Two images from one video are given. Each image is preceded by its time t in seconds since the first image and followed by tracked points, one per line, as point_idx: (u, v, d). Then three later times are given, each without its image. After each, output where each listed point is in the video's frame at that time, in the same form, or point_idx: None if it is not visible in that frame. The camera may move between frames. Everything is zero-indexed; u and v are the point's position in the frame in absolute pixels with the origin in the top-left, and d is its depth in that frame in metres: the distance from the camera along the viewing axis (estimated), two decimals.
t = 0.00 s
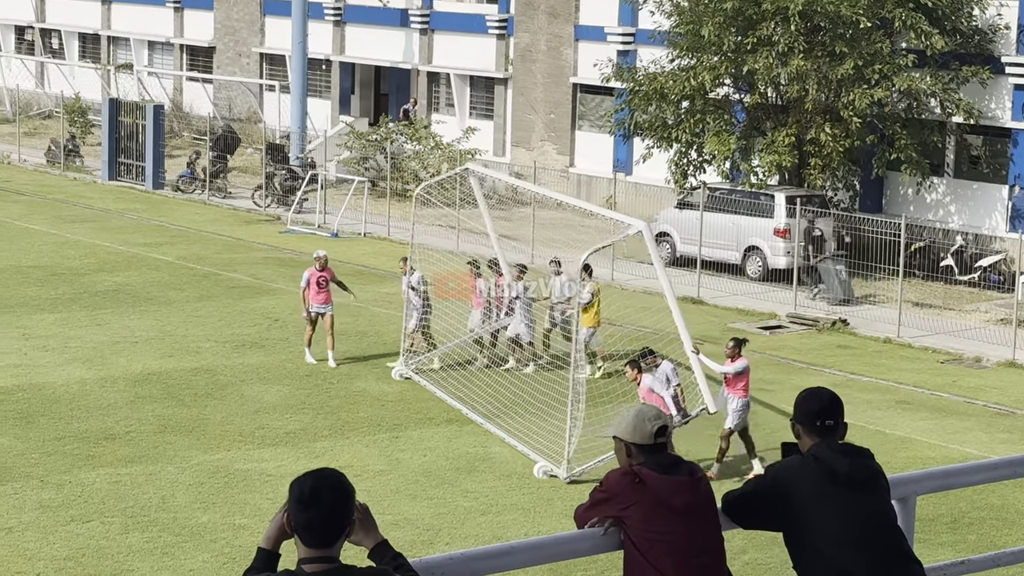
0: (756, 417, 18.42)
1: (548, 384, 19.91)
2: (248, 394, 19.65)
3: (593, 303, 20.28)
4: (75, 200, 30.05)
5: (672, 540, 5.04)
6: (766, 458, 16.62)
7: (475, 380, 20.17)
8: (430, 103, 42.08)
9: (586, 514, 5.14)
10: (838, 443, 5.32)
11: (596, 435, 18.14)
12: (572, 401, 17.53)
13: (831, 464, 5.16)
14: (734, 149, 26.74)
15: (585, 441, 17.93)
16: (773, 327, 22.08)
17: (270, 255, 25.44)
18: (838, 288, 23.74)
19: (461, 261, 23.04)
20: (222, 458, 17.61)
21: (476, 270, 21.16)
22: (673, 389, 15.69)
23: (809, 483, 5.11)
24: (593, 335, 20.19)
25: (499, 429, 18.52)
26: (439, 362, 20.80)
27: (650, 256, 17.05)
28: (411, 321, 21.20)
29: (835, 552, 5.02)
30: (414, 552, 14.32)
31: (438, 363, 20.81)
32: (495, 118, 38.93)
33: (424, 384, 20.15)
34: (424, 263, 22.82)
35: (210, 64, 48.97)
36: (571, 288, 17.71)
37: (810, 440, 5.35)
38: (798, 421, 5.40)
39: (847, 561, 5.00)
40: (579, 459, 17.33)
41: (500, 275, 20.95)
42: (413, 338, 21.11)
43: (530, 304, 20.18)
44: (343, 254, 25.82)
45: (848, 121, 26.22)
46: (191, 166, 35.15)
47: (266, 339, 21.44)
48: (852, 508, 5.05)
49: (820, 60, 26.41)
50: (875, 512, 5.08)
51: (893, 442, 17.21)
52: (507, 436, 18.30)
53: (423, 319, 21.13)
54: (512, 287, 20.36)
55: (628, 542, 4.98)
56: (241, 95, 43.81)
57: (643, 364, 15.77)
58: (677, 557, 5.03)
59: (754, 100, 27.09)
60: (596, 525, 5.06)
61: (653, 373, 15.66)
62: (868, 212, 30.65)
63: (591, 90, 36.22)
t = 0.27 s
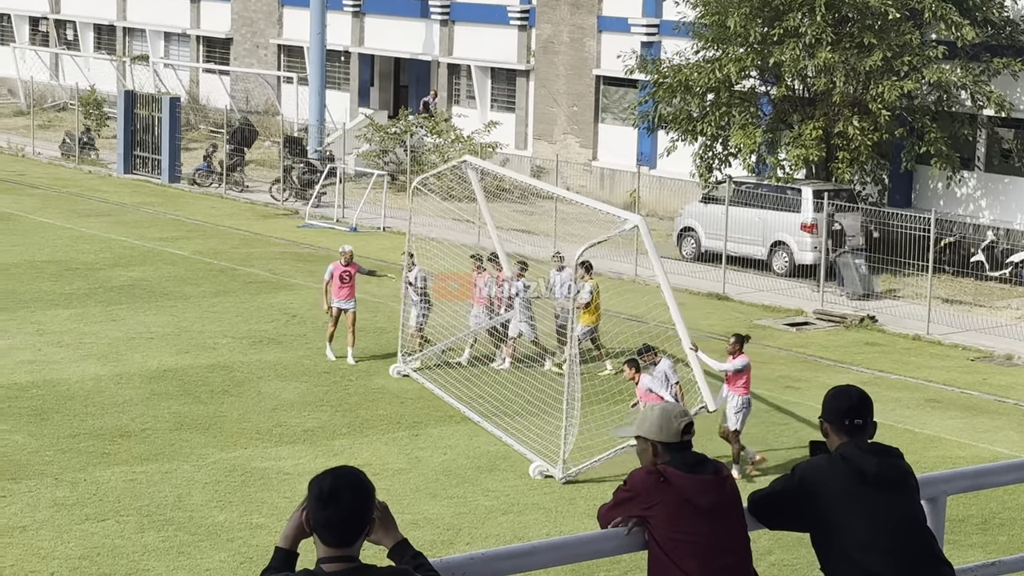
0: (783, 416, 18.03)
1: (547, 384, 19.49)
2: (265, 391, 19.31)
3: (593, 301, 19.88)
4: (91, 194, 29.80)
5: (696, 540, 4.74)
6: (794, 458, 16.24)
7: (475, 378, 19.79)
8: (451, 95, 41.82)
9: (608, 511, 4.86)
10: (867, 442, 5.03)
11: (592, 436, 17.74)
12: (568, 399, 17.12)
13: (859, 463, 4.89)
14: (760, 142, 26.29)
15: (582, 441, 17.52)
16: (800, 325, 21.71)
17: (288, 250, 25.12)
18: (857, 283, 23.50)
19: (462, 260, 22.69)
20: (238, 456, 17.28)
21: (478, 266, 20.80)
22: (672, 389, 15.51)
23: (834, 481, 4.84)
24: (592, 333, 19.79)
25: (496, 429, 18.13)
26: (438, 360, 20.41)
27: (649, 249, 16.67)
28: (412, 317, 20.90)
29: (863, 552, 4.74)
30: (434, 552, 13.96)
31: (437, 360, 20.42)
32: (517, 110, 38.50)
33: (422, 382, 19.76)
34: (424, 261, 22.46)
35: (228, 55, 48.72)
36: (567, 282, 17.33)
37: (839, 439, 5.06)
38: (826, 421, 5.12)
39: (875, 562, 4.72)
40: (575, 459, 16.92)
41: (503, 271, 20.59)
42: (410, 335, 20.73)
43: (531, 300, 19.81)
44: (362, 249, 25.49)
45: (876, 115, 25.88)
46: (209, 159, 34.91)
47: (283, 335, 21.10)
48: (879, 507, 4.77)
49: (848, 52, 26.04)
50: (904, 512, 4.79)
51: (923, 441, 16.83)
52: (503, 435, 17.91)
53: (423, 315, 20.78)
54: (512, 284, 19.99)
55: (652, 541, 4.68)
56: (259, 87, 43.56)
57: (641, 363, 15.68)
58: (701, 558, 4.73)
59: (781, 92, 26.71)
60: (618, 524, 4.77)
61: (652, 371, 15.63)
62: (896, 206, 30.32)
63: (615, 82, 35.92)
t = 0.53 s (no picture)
0: (813, 416, 17.53)
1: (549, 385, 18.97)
2: (282, 389, 18.84)
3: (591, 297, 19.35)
4: (104, 188, 29.30)
5: (726, 542, 4.85)
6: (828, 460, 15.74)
7: (474, 378, 19.28)
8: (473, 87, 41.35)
9: (637, 511, 4.93)
10: (899, 443, 5.17)
11: (591, 436, 17.19)
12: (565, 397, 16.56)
13: (891, 465, 5.04)
14: (790, 134, 25.71)
15: (581, 442, 16.97)
16: (830, 322, 21.19)
17: (306, 244, 24.65)
18: (881, 278, 23.09)
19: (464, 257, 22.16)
20: (254, 456, 16.79)
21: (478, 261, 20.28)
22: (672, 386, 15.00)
23: (866, 484, 4.99)
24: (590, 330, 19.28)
25: (494, 429, 17.58)
26: (437, 359, 19.87)
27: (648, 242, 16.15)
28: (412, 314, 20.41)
29: (894, 556, 4.90)
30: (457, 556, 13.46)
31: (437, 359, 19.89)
32: (540, 103, 37.92)
33: (419, 381, 19.21)
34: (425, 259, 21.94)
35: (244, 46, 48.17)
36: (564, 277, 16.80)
37: (871, 439, 5.21)
38: (859, 421, 5.25)
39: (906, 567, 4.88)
40: (573, 459, 16.36)
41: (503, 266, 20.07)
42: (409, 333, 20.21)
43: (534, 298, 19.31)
44: (382, 244, 25.01)
45: (910, 106, 25.29)
46: (225, 152, 34.39)
47: (302, 332, 20.65)
48: (910, 511, 4.94)
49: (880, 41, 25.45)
50: (933, 517, 4.96)
51: (959, 440, 16.32)
52: (501, 435, 17.36)
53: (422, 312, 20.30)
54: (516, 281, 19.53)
55: (681, 546, 4.79)
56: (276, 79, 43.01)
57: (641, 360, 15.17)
58: (729, 560, 4.85)
59: (812, 83, 26.10)
60: (645, 527, 4.86)
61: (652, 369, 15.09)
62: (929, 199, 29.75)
63: (641, 73, 35.39)
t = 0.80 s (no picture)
0: (843, 415, 17.20)
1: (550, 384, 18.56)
2: (302, 386, 18.56)
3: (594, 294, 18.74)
4: (123, 182, 29.06)
5: (754, 543, 4.69)
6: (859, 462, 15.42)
7: (475, 377, 18.89)
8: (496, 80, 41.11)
9: (662, 511, 4.75)
10: (930, 444, 5.06)
11: (589, 436, 16.81)
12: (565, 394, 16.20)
13: (924, 465, 4.92)
14: (819, 127, 25.28)
15: (580, 441, 16.60)
16: (860, 319, 20.84)
17: (327, 240, 24.37)
18: (902, 273, 22.92)
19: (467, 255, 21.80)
20: (274, 454, 16.50)
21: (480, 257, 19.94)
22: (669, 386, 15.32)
23: (897, 483, 4.87)
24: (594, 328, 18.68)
25: (493, 428, 17.21)
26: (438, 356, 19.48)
27: (647, 237, 15.87)
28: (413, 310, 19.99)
29: (926, 557, 4.79)
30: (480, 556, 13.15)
31: (438, 358, 19.52)
32: (564, 97, 37.81)
33: (420, 380, 18.84)
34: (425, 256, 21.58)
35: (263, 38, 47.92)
36: (563, 273, 16.50)
37: (902, 439, 5.09)
38: (889, 420, 5.13)
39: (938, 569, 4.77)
40: (572, 458, 15.99)
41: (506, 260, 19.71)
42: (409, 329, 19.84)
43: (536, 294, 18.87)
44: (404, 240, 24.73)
45: (941, 100, 24.96)
46: (245, 146, 34.16)
47: (323, 329, 20.37)
48: (944, 511, 4.82)
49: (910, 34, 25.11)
50: (967, 516, 4.84)
51: (992, 440, 15.98)
52: (500, 434, 16.99)
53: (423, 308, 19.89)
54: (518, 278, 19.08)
55: (708, 547, 4.64)
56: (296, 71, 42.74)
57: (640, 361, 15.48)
58: (758, 561, 4.69)
59: (841, 77, 25.75)
60: (672, 527, 4.69)
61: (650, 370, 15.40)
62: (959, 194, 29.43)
63: (668, 66, 35.10)
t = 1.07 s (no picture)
0: (875, 415, 16.85)
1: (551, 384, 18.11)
2: (324, 384, 18.25)
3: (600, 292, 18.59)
4: (142, 177, 28.81)
5: (786, 545, 4.61)
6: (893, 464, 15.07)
7: (475, 377, 18.47)
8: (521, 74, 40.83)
9: (691, 511, 4.70)
10: (964, 444, 4.89)
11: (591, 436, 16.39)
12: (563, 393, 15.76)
13: (956, 466, 4.77)
14: (849, 122, 24.88)
15: (578, 442, 16.15)
16: (891, 317, 20.48)
17: (349, 236, 24.07)
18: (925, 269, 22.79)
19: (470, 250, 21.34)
20: (295, 454, 16.17)
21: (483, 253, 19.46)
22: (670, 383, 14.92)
23: (928, 485, 4.74)
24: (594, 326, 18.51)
25: (492, 428, 16.78)
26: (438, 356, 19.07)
27: (645, 234, 15.44)
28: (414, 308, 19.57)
29: (958, 561, 4.66)
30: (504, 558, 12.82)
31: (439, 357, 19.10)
32: (592, 89, 37.62)
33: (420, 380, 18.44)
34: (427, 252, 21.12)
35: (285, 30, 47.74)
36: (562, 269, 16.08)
37: (934, 439, 4.92)
38: (921, 420, 4.96)
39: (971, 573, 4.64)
40: (569, 460, 15.56)
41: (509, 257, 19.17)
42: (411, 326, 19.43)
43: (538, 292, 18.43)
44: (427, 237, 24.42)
45: (974, 94, 24.55)
46: (266, 141, 33.93)
47: (344, 326, 20.06)
48: (976, 515, 4.68)
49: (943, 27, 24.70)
50: (1000, 520, 4.71)
51: None
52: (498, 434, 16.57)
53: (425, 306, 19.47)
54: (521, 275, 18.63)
55: (739, 550, 4.58)
56: (317, 63, 42.55)
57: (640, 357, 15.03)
58: (789, 563, 4.61)
59: (871, 70, 25.32)
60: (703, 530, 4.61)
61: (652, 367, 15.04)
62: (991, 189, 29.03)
63: (695, 60, 34.77)
